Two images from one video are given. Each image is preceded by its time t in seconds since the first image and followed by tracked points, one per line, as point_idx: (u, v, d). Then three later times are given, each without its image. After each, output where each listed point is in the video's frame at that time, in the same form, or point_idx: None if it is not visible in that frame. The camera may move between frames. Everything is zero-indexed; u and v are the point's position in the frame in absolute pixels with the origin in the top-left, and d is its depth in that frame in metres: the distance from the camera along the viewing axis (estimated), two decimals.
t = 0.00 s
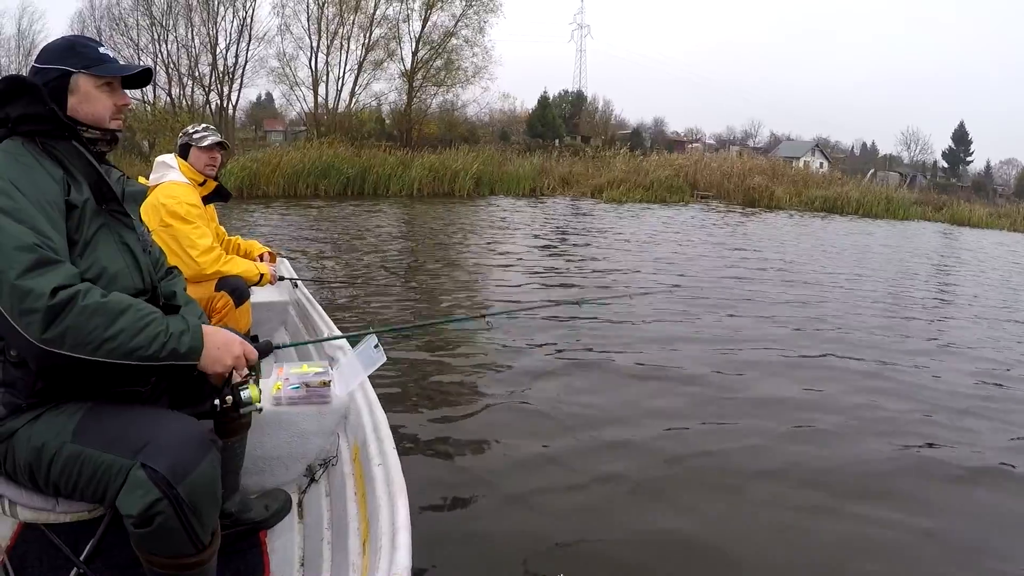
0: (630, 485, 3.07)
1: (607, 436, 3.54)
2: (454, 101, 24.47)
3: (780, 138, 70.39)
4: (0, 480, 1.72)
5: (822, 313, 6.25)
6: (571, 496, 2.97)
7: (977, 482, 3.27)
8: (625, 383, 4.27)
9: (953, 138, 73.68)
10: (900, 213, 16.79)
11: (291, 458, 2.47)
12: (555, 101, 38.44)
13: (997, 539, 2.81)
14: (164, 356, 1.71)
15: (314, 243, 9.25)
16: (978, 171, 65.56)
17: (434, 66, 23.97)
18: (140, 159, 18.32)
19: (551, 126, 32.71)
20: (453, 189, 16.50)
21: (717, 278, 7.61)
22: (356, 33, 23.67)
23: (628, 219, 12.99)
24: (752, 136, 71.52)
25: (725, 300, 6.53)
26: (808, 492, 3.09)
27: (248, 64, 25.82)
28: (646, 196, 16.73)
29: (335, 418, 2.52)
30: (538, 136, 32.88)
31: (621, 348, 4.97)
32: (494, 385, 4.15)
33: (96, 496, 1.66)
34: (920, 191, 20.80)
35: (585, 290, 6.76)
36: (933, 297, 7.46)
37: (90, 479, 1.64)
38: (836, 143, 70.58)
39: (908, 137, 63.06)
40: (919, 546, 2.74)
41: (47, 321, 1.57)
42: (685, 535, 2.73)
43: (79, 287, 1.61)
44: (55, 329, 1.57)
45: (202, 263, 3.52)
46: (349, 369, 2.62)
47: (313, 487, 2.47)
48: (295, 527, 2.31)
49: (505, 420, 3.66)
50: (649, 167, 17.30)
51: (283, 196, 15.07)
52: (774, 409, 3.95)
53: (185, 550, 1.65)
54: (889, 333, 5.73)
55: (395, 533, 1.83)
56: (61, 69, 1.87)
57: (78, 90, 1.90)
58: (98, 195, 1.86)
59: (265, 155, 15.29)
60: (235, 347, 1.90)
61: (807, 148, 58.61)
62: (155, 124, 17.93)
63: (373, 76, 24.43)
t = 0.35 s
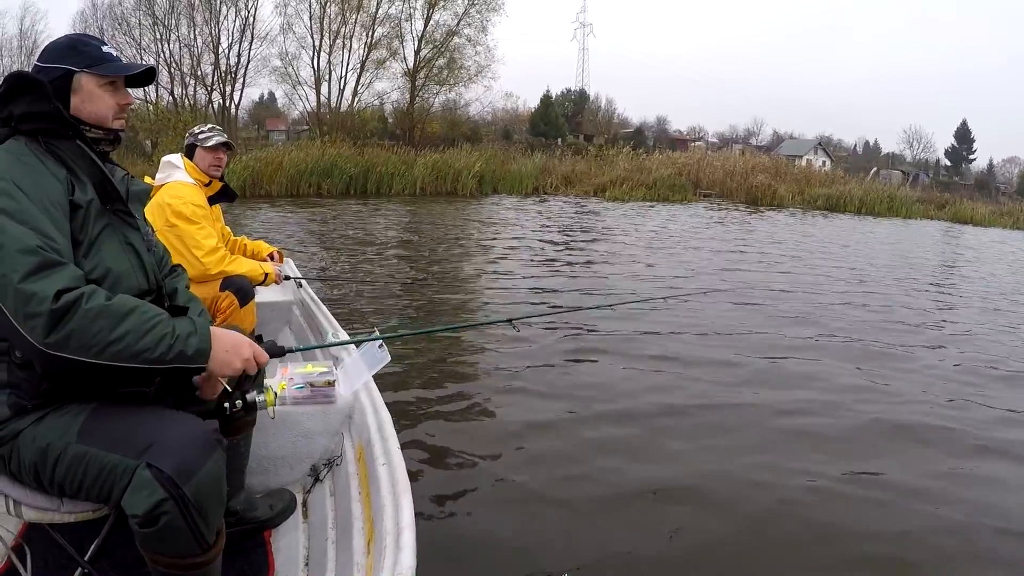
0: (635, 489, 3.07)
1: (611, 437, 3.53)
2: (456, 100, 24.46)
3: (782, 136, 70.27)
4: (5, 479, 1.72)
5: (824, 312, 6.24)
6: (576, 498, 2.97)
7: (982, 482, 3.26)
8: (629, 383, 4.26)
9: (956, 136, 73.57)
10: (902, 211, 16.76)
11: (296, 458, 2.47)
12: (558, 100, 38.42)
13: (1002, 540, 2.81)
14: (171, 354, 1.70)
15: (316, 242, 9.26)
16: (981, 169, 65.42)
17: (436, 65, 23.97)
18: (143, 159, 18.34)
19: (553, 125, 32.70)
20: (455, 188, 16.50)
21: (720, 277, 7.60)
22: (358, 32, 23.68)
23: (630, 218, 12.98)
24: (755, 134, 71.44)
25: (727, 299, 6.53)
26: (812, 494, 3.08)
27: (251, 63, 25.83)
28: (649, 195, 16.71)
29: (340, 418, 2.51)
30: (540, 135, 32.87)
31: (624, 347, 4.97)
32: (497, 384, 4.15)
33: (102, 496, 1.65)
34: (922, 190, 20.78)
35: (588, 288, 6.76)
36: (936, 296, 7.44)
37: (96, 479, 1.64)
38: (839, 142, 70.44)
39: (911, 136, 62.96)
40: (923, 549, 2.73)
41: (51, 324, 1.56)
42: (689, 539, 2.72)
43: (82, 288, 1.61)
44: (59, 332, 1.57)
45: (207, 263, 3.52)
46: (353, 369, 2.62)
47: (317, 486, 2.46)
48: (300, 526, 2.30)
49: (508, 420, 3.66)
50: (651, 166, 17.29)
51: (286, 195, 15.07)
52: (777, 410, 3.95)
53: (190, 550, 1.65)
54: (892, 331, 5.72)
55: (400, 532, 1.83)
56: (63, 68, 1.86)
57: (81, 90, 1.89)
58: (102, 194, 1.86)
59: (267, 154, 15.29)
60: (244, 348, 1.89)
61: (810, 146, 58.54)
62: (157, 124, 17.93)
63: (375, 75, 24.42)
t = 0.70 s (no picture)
0: (638, 486, 3.05)
1: (614, 435, 3.52)
2: (458, 99, 24.45)
3: (783, 137, 70.27)
4: (7, 479, 1.71)
5: (826, 312, 6.23)
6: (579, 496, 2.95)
7: (985, 483, 3.25)
8: (632, 381, 4.25)
9: (957, 138, 73.58)
10: (903, 213, 16.75)
11: (300, 456, 2.46)
12: (559, 99, 38.43)
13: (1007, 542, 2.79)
14: (166, 349, 1.68)
15: (317, 241, 9.25)
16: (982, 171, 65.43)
17: (438, 64, 23.97)
18: (145, 157, 18.34)
19: (554, 124, 32.68)
20: (456, 187, 16.49)
21: (721, 277, 7.59)
22: (360, 31, 23.68)
23: (631, 218, 12.98)
24: (756, 135, 71.46)
25: (729, 299, 6.52)
26: (815, 493, 3.07)
27: (253, 62, 25.83)
28: (650, 195, 16.70)
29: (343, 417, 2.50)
30: (541, 134, 32.86)
31: (626, 346, 4.95)
32: (498, 383, 4.14)
33: (104, 496, 1.64)
34: (923, 191, 20.79)
35: (589, 288, 6.75)
36: (937, 296, 7.43)
37: (98, 478, 1.63)
38: (840, 143, 70.43)
39: (912, 137, 62.94)
40: (926, 549, 2.72)
41: (46, 323, 1.55)
42: (692, 538, 2.71)
43: (76, 287, 1.59)
44: (54, 331, 1.56)
45: (210, 262, 3.51)
46: (356, 367, 2.60)
47: (322, 485, 2.45)
48: (303, 526, 2.29)
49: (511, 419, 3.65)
50: (652, 166, 17.27)
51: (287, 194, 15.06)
52: (780, 408, 3.93)
53: (193, 549, 1.64)
54: (894, 332, 5.71)
55: (403, 532, 1.82)
56: (60, 66, 1.85)
57: (79, 87, 1.87)
58: (101, 193, 1.85)
59: (269, 152, 15.28)
60: (239, 335, 1.86)
61: (812, 147, 58.54)
62: (159, 122, 17.92)
63: (377, 74, 24.41)
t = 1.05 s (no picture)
0: (641, 485, 3.04)
1: (616, 435, 3.51)
2: (458, 99, 24.45)
3: (782, 141, 70.31)
4: (10, 477, 1.70)
5: (826, 315, 6.23)
6: (582, 495, 2.94)
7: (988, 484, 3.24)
8: (633, 382, 4.24)
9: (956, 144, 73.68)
10: (902, 217, 16.77)
11: (303, 454, 2.45)
12: (559, 101, 38.46)
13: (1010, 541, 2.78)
14: (169, 346, 1.68)
15: (317, 240, 9.23)
16: (980, 176, 65.54)
17: (439, 64, 23.96)
18: (144, 154, 18.30)
19: (555, 125, 32.68)
20: (456, 187, 16.48)
21: (721, 279, 7.59)
22: (361, 30, 23.66)
23: (631, 220, 12.98)
24: (756, 139, 71.56)
25: (729, 301, 6.51)
26: (818, 492, 3.06)
27: (253, 59, 25.80)
28: (650, 197, 16.70)
29: (347, 415, 2.49)
30: (541, 135, 32.85)
31: (627, 347, 4.94)
32: (501, 383, 4.12)
33: (107, 493, 1.63)
34: (921, 195, 20.81)
35: (589, 289, 6.74)
36: (936, 300, 7.43)
37: (101, 475, 1.62)
38: (839, 146, 70.50)
39: (911, 142, 63.03)
40: (929, 549, 2.71)
41: (49, 322, 1.54)
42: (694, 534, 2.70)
43: (80, 285, 1.58)
44: (58, 330, 1.55)
45: (213, 259, 3.50)
46: (360, 366, 2.60)
47: (324, 483, 2.45)
48: (306, 523, 2.28)
49: (513, 417, 3.64)
50: (652, 168, 17.27)
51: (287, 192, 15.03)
52: (781, 410, 3.92)
53: (196, 547, 1.63)
54: (894, 336, 5.71)
55: (407, 528, 1.81)
56: (61, 63, 1.83)
57: (81, 85, 1.86)
58: (103, 190, 1.83)
59: (269, 150, 15.26)
60: (239, 334, 1.86)
61: (811, 151, 58.58)
62: (159, 119, 17.88)
63: (378, 73, 24.39)
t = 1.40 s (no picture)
0: (640, 488, 3.04)
1: (615, 437, 3.51)
2: (456, 100, 24.44)
3: (779, 144, 70.44)
4: (8, 478, 1.68)
5: (824, 317, 6.24)
6: (581, 497, 2.93)
7: (987, 489, 3.24)
8: (632, 384, 4.24)
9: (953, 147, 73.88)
10: (899, 220, 16.79)
11: (303, 455, 2.44)
12: (558, 103, 38.49)
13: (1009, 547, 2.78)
14: (166, 356, 1.66)
15: (315, 241, 9.22)
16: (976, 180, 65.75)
17: (437, 66, 23.95)
18: (142, 154, 18.27)
19: (553, 127, 32.68)
20: (454, 189, 16.48)
21: (719, 281, 7.59)
22: (360, 31, 23.65)
23: (628, 222, 12.99)
24: (753, 141, 71.75)
25: (727, 303, 6.52)
26: (816, 496, 3.05)
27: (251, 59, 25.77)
28: (647, 199, 16.72)
29: (348, 415, 2.48)
30: (539, 137, 32.86)
31: (626, 349, 4.94)
32: (500, 384, 4.12)
33: (107, 494, 1.62)
34: (918, 198, 20.86)
35: (587, 290, 6.75)
36: (933, 303, 7.44)
37: (101, 478, 1.61)
38: (836, 149, 70.65)
39: (908, 146, 63.22)
40: (927, 552, 2.71)
41: (44, 329, 1.53)
42: (693, 540, 2.69)
43: (76, 292, 1.57)
44: (53, 338, 1.54)
45: (213, 259, 3.48)
46: (361, 367, 2.60)
47: (325, 483, 2.44)
48: (307, 524, 2.29)
49: (511, 418, 3.64)
50: (650, 170, 17.27)
51: (285, 193, 15.03)
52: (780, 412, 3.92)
53: (196, 547, 1.62)
54: (892, 338, 5.72)
55: (407, 530, 1.80)
56: (62, 64, 1.82)
57: (80, 85, 1.85)
58: (100, 191, 1.82)
59: (267, 150, 15.25)
60: (239, 349, 1.83)
61: (809, 154, 58.69)
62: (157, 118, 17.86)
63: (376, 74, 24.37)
